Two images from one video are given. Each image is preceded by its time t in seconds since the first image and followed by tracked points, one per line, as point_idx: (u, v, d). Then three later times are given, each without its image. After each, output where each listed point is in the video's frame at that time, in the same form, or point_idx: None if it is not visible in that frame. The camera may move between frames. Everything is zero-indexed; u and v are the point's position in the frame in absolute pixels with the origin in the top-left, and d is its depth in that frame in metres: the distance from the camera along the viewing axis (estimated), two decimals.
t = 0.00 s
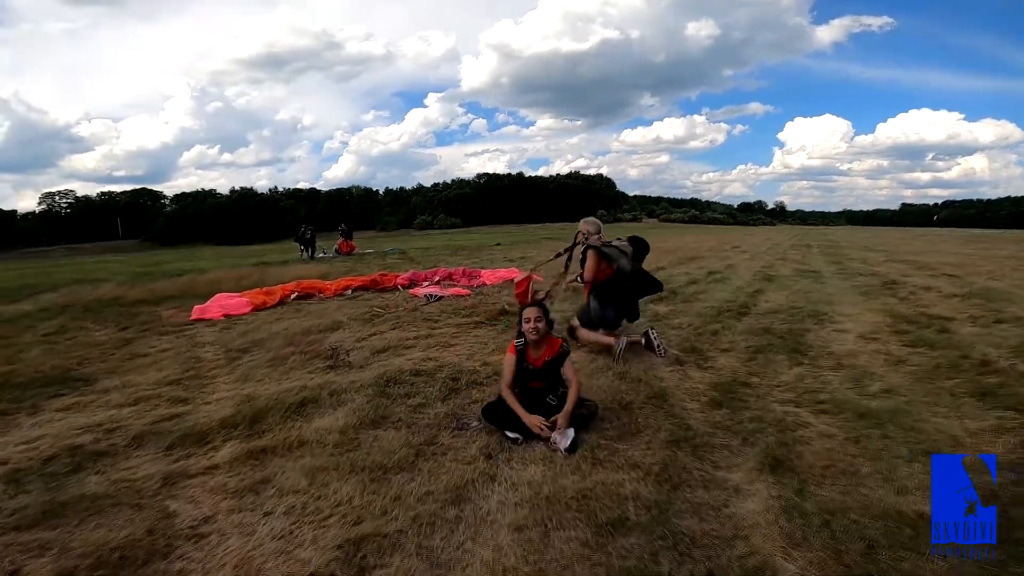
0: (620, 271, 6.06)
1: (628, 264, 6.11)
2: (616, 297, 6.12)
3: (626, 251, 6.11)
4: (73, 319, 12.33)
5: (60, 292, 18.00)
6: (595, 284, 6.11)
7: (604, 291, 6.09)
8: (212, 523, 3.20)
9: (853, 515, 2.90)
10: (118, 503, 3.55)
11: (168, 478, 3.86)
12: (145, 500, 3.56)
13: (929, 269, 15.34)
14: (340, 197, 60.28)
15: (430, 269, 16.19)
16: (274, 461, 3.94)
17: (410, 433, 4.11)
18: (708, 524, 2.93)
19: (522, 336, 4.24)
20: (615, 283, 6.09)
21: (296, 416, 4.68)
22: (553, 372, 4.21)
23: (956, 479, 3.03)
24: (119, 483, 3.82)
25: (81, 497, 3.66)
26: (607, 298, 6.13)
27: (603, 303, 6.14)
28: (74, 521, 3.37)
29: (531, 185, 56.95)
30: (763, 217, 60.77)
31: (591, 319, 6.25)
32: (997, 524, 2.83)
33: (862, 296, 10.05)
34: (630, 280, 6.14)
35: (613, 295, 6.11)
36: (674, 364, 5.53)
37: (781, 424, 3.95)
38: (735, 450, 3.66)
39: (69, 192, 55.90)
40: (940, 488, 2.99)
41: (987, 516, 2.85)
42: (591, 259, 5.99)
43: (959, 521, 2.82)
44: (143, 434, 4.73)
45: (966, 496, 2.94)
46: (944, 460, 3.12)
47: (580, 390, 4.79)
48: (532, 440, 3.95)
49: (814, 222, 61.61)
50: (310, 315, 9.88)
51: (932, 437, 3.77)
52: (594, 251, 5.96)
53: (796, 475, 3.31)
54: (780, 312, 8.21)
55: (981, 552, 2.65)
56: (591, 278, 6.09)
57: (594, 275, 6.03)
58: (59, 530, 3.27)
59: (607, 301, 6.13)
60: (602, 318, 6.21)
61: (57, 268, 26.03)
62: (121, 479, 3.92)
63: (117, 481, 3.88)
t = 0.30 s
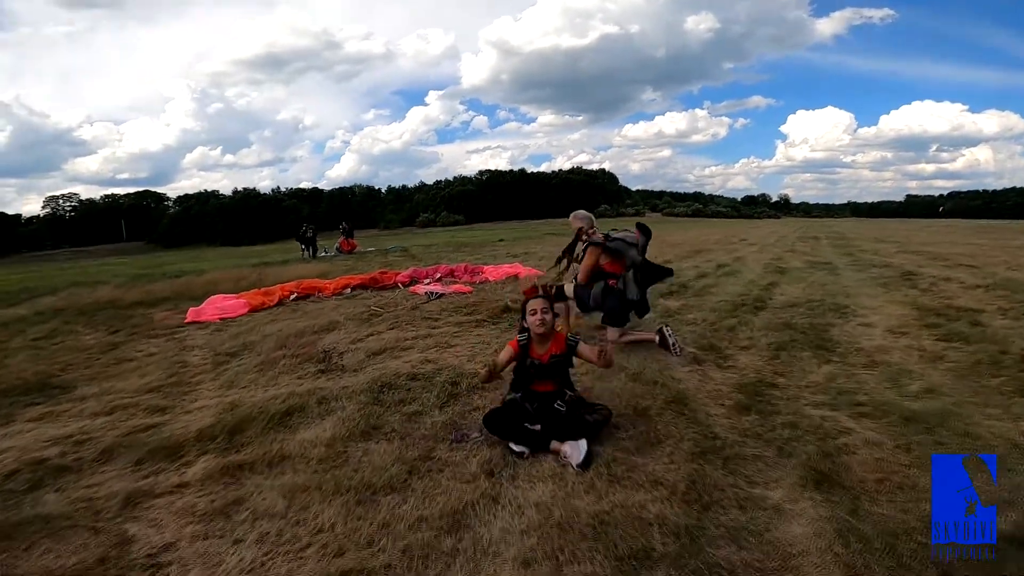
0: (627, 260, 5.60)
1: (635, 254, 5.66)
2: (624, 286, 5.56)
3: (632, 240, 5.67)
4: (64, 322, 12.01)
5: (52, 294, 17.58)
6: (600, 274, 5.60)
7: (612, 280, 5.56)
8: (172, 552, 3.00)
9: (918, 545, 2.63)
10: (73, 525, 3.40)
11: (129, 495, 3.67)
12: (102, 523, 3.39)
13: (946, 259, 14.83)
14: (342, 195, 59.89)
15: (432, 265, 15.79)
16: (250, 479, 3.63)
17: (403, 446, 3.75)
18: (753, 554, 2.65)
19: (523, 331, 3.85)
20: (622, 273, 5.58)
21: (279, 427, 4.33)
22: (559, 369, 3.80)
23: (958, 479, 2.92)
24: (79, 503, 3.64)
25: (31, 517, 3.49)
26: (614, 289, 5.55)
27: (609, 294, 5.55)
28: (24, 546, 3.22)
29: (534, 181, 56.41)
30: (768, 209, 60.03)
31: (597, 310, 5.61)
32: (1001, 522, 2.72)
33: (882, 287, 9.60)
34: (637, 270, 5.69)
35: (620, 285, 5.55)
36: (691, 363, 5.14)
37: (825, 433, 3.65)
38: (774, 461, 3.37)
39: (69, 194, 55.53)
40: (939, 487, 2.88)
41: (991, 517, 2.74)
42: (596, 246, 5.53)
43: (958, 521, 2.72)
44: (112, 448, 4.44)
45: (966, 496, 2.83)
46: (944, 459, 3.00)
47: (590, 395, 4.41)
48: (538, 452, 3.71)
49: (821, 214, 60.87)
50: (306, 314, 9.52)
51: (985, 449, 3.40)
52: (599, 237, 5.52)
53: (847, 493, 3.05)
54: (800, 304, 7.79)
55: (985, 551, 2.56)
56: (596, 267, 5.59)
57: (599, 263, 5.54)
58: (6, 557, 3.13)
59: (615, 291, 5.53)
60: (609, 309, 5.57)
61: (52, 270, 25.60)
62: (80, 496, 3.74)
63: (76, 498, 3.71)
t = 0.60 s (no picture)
0: (611, 257, 5.36)
1: (619, 248, 5.37)
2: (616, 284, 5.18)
3: (612, 235, 5.44)
4: (60, 327, 11.73)
5: (52, 295, 17.31)
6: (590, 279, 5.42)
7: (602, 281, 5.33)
8: None
9: (925, 551, 2.55)
10: (35, 555, 3.08)
11: (99, 522, 3.35)
12: (67, 553, 3.07)
13: (966, 252, 14.36)
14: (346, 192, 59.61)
15: (436, 263, 15.44)
16: (229, 506, 3.34)
17: (399, 470, 3.45)
18: None
19: (531, 339, 3.47)
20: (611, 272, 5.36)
21: (265, 447, 4.06)
22: (571, 381, 3.47)
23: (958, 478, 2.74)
24: (44, 530, 3.32)
25: None
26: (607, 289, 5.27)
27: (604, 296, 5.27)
28: None
29: (539, 176, 55.91)
30: (777, 202, 59.29)
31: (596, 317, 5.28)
32: (999, 520, 2.66)
33: (905, 283, 9.19)
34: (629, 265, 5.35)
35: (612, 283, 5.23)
36: (712, 368, 4.81)
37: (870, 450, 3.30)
38: (819, 486, 3.05)
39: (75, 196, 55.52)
40: (938, 487, 2.73)
41: (986, 512, 2.67)
42: (575, 252, 5.40)
43: (958, 522, 2.63)
44: (86, 468, 4.18)
45: (965, 494, 2.70)
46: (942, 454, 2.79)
47: (604, 408, 4.09)
48: (548, 475, 3.38)
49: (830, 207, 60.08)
50: (305, 317, 9.20)
51: None
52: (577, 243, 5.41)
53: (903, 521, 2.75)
54: (822, 300, 7.41)
55: (987, 553, 2.52)
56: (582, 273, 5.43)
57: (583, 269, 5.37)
58: None
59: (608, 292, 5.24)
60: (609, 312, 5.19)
61: (55, 272, 25.37)
62: (47, 522, 3.42)
63: (43, 524, 3.39)
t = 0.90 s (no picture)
0: (595, 232, 4.65)
1: (602, 218, 4.62)
2: (610, 259, 4.72)
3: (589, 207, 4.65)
4: (55, 330, 11.49)
5: (49, 295, 17.01)
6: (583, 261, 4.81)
7: (594, 260, 4.72)
8: None
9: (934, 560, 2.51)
10: None
11: (63, 541, 3.17)
12: None
13: (984, 243, 13.94)
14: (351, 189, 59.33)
15: (438, 260, 15.14)
16: (202, 528, 3.16)
17: (386, 488, 3.27)
18: None
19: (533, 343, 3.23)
20: (601, 248, 4.70)
21: (245, 462, 3.87)
22: (576, 387, 3.18)
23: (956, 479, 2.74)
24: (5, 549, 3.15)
25: None
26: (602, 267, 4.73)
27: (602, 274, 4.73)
28: None
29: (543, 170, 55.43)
30: (783, 194, 58.65)
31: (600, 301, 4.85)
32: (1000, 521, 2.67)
33: (924, 274, 8.85)
34: (616, 235, 4.72)
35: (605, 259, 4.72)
36: (729, 370, 4.61)
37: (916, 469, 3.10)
38: (860, 503, 2.90)
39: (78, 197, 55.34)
40: (939, 489, 2.75)
41: (988, 513, 2.68)
42: (560, 238, 4.76)
43: (958, 521, 2.65)
44: (58, 482, 3.93)
45: (965, 495, 2.74)
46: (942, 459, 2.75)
47: (614, 418, 3.90)
48: (553, 495, 3.09)
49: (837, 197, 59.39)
50: (303, 317, 8.96)
51: None
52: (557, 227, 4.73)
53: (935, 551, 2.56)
54: (840, 293, 7.10)
55: (987, 552, 2.52)
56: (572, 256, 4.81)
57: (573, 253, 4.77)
58: None
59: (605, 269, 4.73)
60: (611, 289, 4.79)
61: (56, 273, 25.11)
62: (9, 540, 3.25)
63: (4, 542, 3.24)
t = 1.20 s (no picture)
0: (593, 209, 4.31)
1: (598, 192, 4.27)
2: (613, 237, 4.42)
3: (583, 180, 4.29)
4: (52, 333, 11.29)
5: (49, 296, 16.78)
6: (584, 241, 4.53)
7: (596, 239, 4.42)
8: None
9: None
10: None
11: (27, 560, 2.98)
12: None
13: (1002, 235, 13.53)
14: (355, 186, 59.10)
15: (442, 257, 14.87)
16: (175, 550, 2.97)
17: (374, 509, 3.06)
18: None
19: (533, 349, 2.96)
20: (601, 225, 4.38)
21: (227, 476, 3.64)
22: (581, 397, 2.91)
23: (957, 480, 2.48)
24: None
25: None
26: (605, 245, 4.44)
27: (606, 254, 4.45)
28: None
29: (549, 165, 54.98)
30: (791, 186, 58.00)
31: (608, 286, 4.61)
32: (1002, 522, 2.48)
33: (944, 268, 8.52)
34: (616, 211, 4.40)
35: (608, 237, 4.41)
36: (746, 376, 4.35)
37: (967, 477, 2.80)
38: (902, 527, 2.67)
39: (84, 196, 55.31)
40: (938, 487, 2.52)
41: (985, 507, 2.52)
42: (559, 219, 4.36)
43: (958, 522, 2.51)
44: (31, 496, 3.68)
45: (964, 493, 2.52)
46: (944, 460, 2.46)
47: (624, 429, 3.66)
48: (556, 517, 2.86)
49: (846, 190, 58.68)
50: (302, 318, 8.72)
51: None
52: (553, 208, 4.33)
53: None
54: (859, 288, 6.80)
55: (987, 552, 2.47)
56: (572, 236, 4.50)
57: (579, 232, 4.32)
58: None
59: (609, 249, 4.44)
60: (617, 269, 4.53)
61: (60, 274, 24.94)
62: None
63: None
